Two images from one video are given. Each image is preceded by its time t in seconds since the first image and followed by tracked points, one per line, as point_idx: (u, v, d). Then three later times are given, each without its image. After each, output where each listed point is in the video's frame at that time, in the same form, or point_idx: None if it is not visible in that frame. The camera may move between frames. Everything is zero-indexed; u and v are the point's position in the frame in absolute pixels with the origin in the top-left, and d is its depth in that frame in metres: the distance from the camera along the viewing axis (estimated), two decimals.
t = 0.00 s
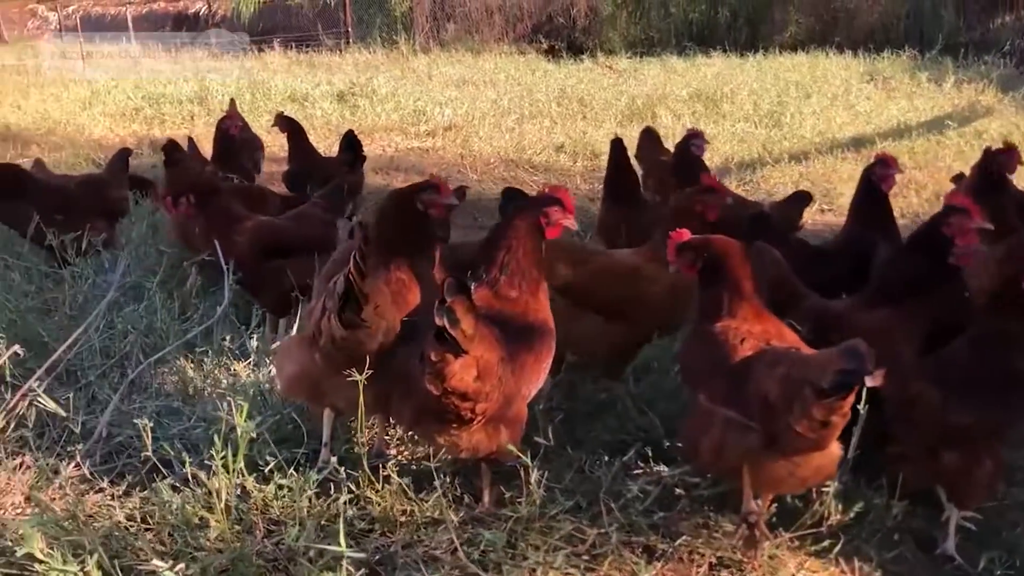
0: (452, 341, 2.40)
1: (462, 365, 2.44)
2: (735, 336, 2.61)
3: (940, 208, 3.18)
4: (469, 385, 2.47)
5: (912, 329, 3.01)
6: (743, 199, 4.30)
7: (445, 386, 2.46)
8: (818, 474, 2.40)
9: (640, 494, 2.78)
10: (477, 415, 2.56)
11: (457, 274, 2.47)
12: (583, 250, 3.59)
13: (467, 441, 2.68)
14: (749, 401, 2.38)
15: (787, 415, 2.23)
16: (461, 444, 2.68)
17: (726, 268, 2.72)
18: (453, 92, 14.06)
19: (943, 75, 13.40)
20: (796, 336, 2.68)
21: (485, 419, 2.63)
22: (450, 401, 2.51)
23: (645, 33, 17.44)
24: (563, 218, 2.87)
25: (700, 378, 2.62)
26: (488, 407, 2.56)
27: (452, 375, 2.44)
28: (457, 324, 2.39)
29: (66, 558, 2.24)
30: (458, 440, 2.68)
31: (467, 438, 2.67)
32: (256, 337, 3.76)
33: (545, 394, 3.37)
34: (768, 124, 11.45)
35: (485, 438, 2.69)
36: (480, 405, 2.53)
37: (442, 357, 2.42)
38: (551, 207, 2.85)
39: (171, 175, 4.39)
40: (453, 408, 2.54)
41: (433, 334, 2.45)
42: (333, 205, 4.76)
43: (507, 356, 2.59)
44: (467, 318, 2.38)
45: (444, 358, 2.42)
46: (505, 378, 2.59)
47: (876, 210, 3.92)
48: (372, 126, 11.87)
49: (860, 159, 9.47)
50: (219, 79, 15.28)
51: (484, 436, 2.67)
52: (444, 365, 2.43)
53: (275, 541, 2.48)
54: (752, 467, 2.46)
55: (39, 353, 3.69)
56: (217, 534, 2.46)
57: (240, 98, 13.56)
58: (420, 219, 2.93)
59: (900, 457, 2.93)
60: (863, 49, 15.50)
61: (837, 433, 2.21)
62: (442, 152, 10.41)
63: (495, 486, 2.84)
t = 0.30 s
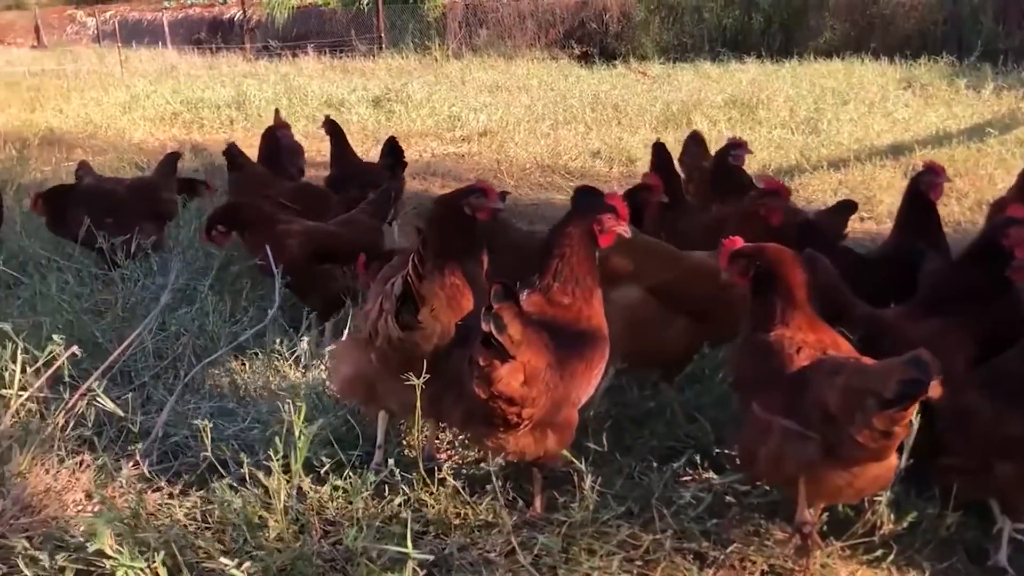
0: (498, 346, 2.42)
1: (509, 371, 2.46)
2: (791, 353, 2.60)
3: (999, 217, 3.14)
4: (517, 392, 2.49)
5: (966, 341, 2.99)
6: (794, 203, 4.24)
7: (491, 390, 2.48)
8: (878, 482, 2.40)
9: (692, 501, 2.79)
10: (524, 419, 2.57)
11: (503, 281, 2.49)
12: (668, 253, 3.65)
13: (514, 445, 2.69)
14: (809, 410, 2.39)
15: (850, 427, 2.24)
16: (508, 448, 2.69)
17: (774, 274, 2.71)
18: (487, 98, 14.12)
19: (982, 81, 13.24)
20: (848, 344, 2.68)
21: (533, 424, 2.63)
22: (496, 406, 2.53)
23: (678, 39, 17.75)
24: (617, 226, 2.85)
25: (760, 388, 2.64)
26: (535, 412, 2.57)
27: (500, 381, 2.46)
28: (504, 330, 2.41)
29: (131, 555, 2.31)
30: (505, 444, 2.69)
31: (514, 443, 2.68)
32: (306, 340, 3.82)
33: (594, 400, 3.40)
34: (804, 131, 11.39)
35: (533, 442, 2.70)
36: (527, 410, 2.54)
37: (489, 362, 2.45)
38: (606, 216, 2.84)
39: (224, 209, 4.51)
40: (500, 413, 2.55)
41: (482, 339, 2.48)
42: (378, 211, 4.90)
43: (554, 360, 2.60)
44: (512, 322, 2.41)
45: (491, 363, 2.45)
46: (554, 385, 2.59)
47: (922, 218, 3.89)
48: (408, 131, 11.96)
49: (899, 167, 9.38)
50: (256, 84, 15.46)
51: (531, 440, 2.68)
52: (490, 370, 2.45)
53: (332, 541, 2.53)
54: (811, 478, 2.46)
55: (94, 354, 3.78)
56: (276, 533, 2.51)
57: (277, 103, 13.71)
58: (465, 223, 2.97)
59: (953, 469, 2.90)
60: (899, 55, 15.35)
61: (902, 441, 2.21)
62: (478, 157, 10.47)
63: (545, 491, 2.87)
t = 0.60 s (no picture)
0: (559, 351, 2.45)
1: (568, 376, 2.49)
2: (859, 357, 2.62)
3: None
4: (577, 398, 2.51)
5: None
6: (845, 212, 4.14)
7: (552, 396, 2.52)
8: (955, 487, 2.45)
9: (752, 508, 2.80)
10: (584, 425, 2.60)
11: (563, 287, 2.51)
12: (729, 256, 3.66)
13: (574, 452, 2.72)
14: (885, 416, 2.46)
15: (928, 429, 2.30)
16: (568, 454, 2.72)
17: (803, 325, 2.71)
18: (527, 104, 14.17)
19: None
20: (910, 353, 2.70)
21: (591, 430, 2.66)
22: (556, 411, 2.56)
23: (717, 45, 17.67)
24: (676, 231, 2.93)
25: (827, 395, 2.67)
26: (595, 417, 2.59)
27: (560, 386, 2.50)
28: (564, 336, 2.44)
29: (204, 551, 2.38)
30: (566, 449, 2.72)
31: (574, 448, 2.71)
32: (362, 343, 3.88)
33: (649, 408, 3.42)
34: (848, 137, 11.30)
35: (592, 449, 2.72)
36: (585, 416, 2.57)
37: (549, 367, 2.49)
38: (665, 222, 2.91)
39: (280, 212, 4.67)
40: (559, 418, 2.59)
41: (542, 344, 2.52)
42: (429, 215, 4.97)
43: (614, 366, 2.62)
44: (573, 328, 2.43)
45: (550, 368, 2.49)
46: (615, 392, 2.63)
47: (978, 223, 3.83)
48: (449, 137, 12.04)
49: (946, 173, 9.28)
50: (299, 90, 15.65)
51: (590, 446, 2.69)
52: (551, 375, 2.49)
53: (396, 542, 2.57)
54: (889, 485, 2.50)
55: (156, 354, 3.88)
56: (342, 532, 2.56)
57: (319, 109, 13.86)
58: (523, 228, 3.07)
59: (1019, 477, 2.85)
60: (943, 61, 15.13)
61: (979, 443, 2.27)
62: (520, 162, 10.52)
63: (604, 496, 2.90)
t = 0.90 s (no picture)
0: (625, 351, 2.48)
1: (634, 377, 2.51)
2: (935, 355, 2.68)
3: None
4: (641, 398, 2.53)
5: None
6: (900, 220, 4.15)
7: (618, 396, 2.54)
8: None
9: (815, 511, 2.80)
10: (648, 425, 2.61)
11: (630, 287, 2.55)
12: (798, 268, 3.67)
13: (639, 452, 2.74)
14: (976, 412, 2.51)
15: None
16: (631, 454, 2.74)
17: (838, 354, 2.84)
18: (572, 106, 14.19)
19: None
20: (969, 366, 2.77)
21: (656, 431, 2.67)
22: (620, 411, 2.59)
23: (762, 47, 17.52)
24: (740, 234, 3.05)
25: (881, 404, 2.72)
26: (659, 419, 2.61)
27: (626, 386, 2.52)
28: (630, 336, 2.47)
29: (279, 543, 2.43)
30: (631, 449, 2.74)
31: (638, 449, 2.73)
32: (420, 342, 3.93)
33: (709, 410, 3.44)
34: (899, 140, 11.16)
35: (657, 449, 2.74)
36: (650, 417, 2.59)
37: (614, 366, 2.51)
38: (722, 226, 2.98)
39: (338, 214, 4.75)
40: (623, 419, 2.61)
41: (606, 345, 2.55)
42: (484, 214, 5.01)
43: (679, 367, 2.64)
44: (640, 328, 2.46)
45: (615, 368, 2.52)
46: (680, 393, 2.65)
47: None
48: (495, 140, 12.10)
49: (1001, 177, 9.13)
50: (345, 94, 15.82)
51: (654, 447, 2.72)
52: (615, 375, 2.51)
53: (462, 538, 2.61)
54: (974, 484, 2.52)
55: (222, 350, 3.96)
56: (409, 527, 2.59)
57: (366, 112, 13.99)
58: (578, 223, 3.07)
59: None
60: (996, 62, 14.85)
61: None
62: (566, 165, 10.55)
63: (666, 497, 2.92)
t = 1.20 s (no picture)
0: (684, 352, 2.48)
1: (692, 378, 2.52)
2: (999, 361, 2.73)
3: None
4: (700, 399, 2.54)
5: None
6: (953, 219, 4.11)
7: (676, 396, 2.55)
8: None
9: (874, 513, 2.80)
10: (705, 426, 2.62)
11: (689, 288, 2.56)
12: (877, 274, 3.59)
13: (695, 453, 2.75)
14: None
15: None
16: (688, 454, 2.75)
17: (889, 365, 2.96)
18: (616, 107, 14.17)
19: None
20: None
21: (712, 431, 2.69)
22: (678, 411, 2.60)
23: (809, 46, 17.34)
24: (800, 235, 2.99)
25: (942, 412, 2.76)
26: (717, 419, 2.62)
27: (684, 387, 2.53)
28: (689, 337, 2.47)
29: (345, 536, 2.49)
30: (687, 450, 2.75)
31: (695, 450, 2.75)
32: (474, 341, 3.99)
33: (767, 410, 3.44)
34: (952, 140, 11.00)
35: (714, 450, 2.75)
36: (707, 418, 2.60)
37: (673, 368, 2.53)
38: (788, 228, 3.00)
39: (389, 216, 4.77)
40: (681, 419, 2.63)
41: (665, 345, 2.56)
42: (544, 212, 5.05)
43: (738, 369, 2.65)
44: (699, 329, 2.46)
45: (674, 369, 2.53)
46: (739, 394, 2.65)
47: None
48: (540, 140, 12.13)
49: None
50: (390, 95, 15.96)
51: (711, 447, 2.73)
52: (674, 376, 2.53)
53: (521, 533, 2.65)
54: None
55: (281, 347, 4.05)
56: (469, 522, 2.62)
57: (412, 114, 14.10)
58: (637, 223, 3.05)
59: None
60: None
61: None
62: (612, 166, 10.54)
63: (723, 498, 2.94)
